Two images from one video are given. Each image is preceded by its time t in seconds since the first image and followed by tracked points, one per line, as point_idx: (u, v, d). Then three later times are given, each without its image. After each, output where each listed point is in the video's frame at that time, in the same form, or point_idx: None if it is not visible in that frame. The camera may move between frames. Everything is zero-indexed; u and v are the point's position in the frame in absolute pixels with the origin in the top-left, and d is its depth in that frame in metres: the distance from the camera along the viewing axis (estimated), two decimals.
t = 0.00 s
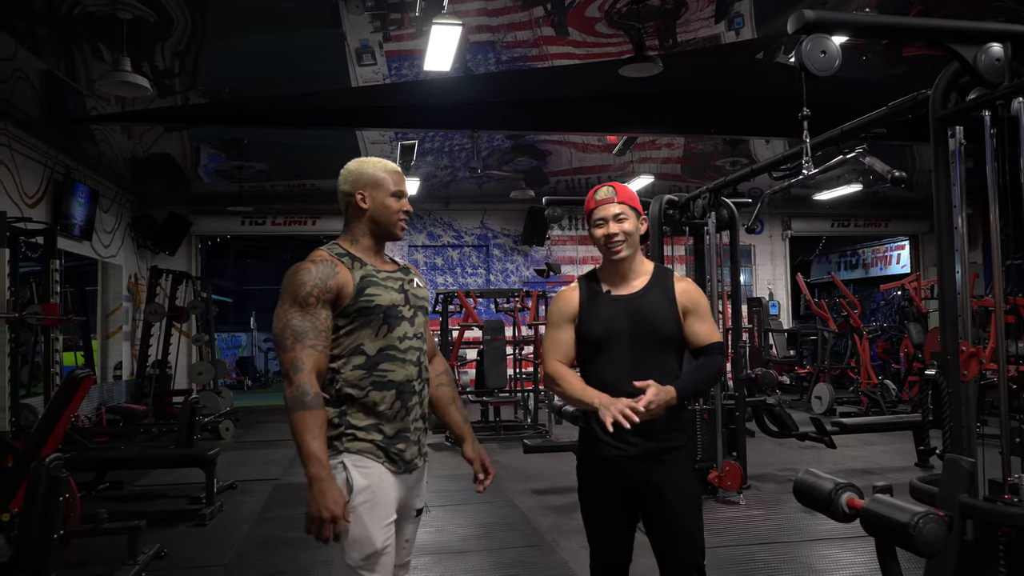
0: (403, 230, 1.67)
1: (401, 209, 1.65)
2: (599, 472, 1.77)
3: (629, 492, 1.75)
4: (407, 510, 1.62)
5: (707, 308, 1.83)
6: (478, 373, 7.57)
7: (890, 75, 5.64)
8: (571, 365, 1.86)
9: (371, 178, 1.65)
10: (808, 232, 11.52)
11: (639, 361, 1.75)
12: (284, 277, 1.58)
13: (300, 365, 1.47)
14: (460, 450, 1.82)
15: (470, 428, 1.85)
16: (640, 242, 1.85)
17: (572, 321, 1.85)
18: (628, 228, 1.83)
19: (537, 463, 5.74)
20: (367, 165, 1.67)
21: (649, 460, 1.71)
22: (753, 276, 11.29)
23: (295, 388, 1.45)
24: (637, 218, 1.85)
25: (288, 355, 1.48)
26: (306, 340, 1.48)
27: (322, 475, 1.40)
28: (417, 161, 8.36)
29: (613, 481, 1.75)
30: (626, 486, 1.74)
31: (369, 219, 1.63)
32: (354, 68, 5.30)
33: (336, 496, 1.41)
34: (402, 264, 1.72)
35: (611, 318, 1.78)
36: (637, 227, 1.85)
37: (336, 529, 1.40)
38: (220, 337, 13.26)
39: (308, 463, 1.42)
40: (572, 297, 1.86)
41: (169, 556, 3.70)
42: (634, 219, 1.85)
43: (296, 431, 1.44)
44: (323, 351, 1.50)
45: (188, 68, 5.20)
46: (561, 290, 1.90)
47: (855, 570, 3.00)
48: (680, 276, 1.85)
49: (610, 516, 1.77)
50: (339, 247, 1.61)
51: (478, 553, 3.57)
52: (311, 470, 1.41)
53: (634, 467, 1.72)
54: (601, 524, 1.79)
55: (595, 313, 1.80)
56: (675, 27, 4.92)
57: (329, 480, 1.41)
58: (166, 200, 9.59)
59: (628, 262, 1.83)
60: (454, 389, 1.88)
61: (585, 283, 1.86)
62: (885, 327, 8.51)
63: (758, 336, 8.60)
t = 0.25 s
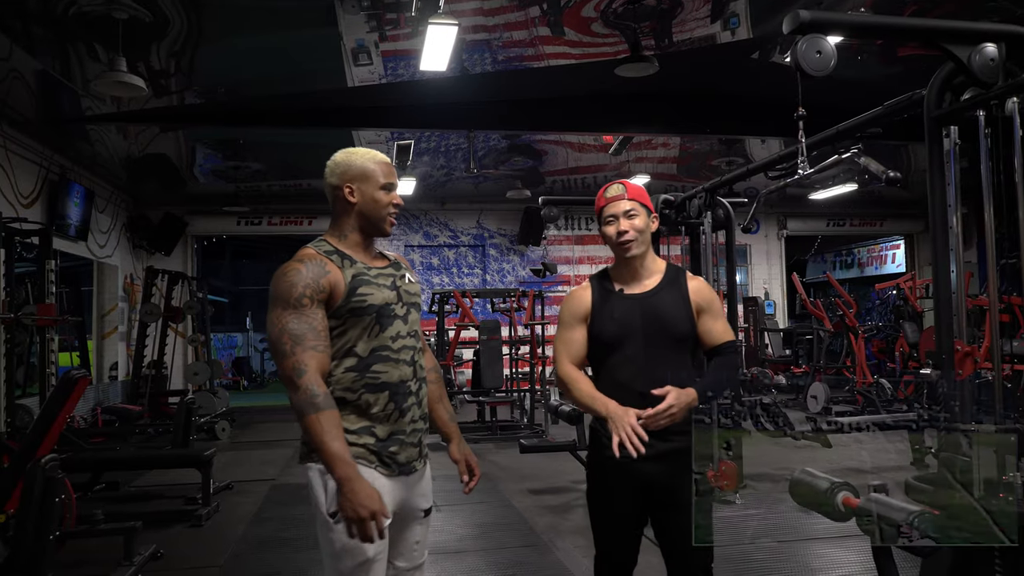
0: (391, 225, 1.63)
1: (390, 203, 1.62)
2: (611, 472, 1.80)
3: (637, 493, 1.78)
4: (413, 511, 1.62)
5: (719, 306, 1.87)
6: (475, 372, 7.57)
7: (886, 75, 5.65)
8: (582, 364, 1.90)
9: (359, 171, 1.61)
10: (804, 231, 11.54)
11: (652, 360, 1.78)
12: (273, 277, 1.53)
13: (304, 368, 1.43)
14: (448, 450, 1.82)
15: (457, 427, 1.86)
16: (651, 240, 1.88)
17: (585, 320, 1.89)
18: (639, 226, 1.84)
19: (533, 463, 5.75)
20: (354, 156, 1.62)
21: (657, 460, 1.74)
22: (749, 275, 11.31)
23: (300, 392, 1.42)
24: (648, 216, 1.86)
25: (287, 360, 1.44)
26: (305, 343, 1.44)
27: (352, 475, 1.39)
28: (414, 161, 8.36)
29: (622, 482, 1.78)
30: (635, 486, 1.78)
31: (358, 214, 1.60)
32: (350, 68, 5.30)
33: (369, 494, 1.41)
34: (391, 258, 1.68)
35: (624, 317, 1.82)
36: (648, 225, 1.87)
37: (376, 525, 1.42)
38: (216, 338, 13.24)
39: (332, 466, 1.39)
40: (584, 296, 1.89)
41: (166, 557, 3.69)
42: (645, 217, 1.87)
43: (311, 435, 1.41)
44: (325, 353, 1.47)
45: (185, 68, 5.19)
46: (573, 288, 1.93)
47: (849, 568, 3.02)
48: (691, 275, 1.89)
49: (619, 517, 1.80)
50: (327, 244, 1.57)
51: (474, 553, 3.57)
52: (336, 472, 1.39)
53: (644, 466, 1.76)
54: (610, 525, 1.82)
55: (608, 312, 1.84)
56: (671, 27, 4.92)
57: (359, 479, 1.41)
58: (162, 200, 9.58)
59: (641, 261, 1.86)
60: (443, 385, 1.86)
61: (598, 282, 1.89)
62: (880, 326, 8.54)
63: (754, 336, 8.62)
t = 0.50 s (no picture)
0: (382, 231, 1.62)
1: (380, 208, 1.61)
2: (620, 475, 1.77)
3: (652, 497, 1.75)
4: (418, 520, 1.61)
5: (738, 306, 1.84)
6: (474, 378, 7.57)
7: (883, 80, 5.68)
8: (600, 371, 1.85)
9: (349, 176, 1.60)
10: (802, 236, 11.57)
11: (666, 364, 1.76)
12: (262, 288, 1.52)
13: (304, 382, 1.42)
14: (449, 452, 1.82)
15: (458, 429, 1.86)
16: (661, 243, 1.88)
17: (602, 324, 1.85)
18: (640, 231, 1.87)
19: (533, 468, 5.74)
20: (344, 161, 1.62)
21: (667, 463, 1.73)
22: (747, 280, 11.32)
23: (299, 404, 1.41)
24: (656, 220, 1.88)
25: (284, 374, 1.42)
26: (300, 355, 1.43)
27: (366, 483, 1.37)
28: (412, 167, 8.37)
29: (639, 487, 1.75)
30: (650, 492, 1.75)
31: (348, 220, 1.59)
32: (348, 74, 5.32)
33: (386, 498, 1.37)
34: (385, 262, 1.67)
35: (641, 321, 1.79)
36: (654, 229, 1.88)
37: (397, 528, 1.37)
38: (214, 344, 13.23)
39: (344, 476, 1.37)
40: (601, 301, 1.87)
41: (164, 563, 3.69)
42: (651, 221, 1.88)
43: (320, 446, 1.39)
44: (322, 364, 1.46)
45: (184, 74, 5.20)
46: (591, 295, 1.91)
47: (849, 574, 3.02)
48: (708, 277, 1.86)
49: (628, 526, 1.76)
50: (316, 251, 1.57)
51: (474, 559, 3.57)
52: (348, 481, 1.37)
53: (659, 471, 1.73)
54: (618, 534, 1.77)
55: (625, 315, 1.81)
56: (669, 33, 4.94)
57: (373, 486, 1.37)
58: (161, 206, 9.58)
59: (652, 265, 1.86)
60: (444, 388, 1.87)
61: (614, 287, 1.88)
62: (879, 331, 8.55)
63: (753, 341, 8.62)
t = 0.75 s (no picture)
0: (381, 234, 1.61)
1: (379, 210, 1.60)
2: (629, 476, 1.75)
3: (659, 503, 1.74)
4: (414, 526, 1.59)
5: (751, 308, 1.79)
6: (472, 381, 7.57)
7: (881, 83, 5.69)
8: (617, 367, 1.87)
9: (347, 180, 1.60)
10: (800, 239, 11.58)
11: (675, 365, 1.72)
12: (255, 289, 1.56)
13: (277, 386, 1.45)
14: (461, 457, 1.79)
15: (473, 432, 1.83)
16: (670, 246, 1.85)
17: (618, 323, 1.87)
18: (647, 235, 1.84)
19: (532, 471, 5.75)
20: (342, 164, 1.62)
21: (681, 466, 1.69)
22: (746, 283, 11.33)
23: (270, 407, 1.44)
24: (665, 223, 1.84)
25: (259, 375, 1.46)
26: (278, 358, 1.46)
27: (318, 496, 1.39)
28: (411, 170, 8.38)
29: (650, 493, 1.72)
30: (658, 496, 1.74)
31: (346, 224, 1.59)
32: (347, 77, 5.32)
33: (335, 514, 1.40)
34: (386, 263, 1.67)
35: (653, 319, 1.79)
36: (662, 232, 1.84)
37: (341, 546, 1.41)
38: (213, 346, 13.22)
39: (299, 484, 1.40)
40: (616, 302, 1.89)
41: (163, 566, 3.69)
42: (660, 224, 1.85)
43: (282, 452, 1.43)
44: (298, 368, 1.48)
45: (183, 77, 5.20)
46: (608, 294, 1.94)
47: None
48: (722, 277, 1.84)
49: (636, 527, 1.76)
50: (312, 253, 1.58)
51: (473, 562, 3.57)
52: (301, 492, 1.40)
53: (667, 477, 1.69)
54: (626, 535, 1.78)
55: (637, 316, 1.82)
56: (667, 36, 4.95)
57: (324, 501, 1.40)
58: (160, 208, 9.58)
59: (663, 266, 1.84)
60: (460, 392, 1.87)
61: (628, 289, 1.90)
62: (877, 333, 8.56)
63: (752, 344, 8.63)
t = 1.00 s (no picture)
0: (389, 234, 1.64)
1: (387, 212, 1.64)
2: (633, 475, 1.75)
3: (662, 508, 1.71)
4: (415, 527, 1.58)
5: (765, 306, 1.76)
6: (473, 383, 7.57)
7: (882, 85, 5.69)
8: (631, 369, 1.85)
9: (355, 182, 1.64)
10: (801, 240, 11.58)
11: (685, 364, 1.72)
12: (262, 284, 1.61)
13: (259, 380, 1.48)
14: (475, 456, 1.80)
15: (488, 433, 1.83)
16: (680, 246, 1.82)
17: (631, 325, 1.86)
18: (656, 237, 1.80)
19: (532, 472, 5.75)
20: (352, 166, 1.66)
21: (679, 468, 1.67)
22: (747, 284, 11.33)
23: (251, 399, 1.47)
24: (673, 224, 1.80)
25: (247, 369, 1.50)
26: (268, 352, 1.49)
27: (265, 496, 1.39)
28: (411, 171, 8.38)
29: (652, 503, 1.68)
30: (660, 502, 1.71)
31: (353, 224, 1.63)
32: (348, 79, 5.32)
33: (275, 517, 1.40)
34: (393, 264, 1.69)
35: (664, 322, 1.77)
36: (672, 232, 1.81)
37: (277, 550, 1.40)
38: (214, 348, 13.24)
39: (253, 481, 1.41)
40: (628, 304, 1.87)
41: (164, 567, 3.69)
42: (668, 225, 1.81)
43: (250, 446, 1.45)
44: (285, 364, 1.51)
45: (184, 79, 5.21)
46: (621, 296, 1.92)
47: None
48: (735, 275, 1.81)
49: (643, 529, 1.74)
50: (319, 252, 1.61)
51: (473, 563, 3.57)
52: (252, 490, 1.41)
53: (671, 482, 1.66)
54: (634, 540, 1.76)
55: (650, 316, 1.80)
56: (667, 38, 4.95)
57: (272, 501, 1.40)
58: (161, 210, 9.59)
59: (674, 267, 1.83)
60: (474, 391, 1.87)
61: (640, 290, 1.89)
62: (878, 334, 8.56)
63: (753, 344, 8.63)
